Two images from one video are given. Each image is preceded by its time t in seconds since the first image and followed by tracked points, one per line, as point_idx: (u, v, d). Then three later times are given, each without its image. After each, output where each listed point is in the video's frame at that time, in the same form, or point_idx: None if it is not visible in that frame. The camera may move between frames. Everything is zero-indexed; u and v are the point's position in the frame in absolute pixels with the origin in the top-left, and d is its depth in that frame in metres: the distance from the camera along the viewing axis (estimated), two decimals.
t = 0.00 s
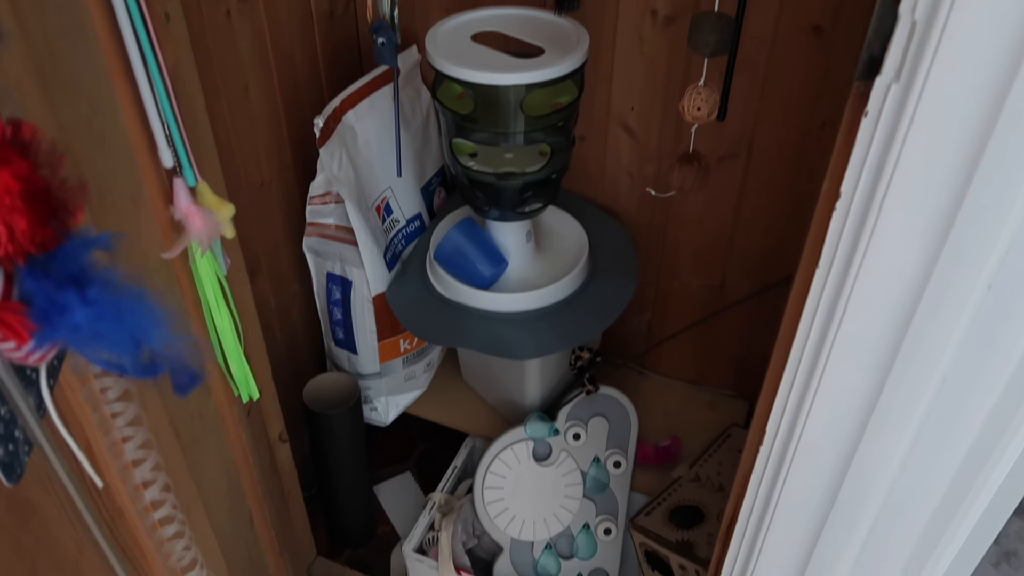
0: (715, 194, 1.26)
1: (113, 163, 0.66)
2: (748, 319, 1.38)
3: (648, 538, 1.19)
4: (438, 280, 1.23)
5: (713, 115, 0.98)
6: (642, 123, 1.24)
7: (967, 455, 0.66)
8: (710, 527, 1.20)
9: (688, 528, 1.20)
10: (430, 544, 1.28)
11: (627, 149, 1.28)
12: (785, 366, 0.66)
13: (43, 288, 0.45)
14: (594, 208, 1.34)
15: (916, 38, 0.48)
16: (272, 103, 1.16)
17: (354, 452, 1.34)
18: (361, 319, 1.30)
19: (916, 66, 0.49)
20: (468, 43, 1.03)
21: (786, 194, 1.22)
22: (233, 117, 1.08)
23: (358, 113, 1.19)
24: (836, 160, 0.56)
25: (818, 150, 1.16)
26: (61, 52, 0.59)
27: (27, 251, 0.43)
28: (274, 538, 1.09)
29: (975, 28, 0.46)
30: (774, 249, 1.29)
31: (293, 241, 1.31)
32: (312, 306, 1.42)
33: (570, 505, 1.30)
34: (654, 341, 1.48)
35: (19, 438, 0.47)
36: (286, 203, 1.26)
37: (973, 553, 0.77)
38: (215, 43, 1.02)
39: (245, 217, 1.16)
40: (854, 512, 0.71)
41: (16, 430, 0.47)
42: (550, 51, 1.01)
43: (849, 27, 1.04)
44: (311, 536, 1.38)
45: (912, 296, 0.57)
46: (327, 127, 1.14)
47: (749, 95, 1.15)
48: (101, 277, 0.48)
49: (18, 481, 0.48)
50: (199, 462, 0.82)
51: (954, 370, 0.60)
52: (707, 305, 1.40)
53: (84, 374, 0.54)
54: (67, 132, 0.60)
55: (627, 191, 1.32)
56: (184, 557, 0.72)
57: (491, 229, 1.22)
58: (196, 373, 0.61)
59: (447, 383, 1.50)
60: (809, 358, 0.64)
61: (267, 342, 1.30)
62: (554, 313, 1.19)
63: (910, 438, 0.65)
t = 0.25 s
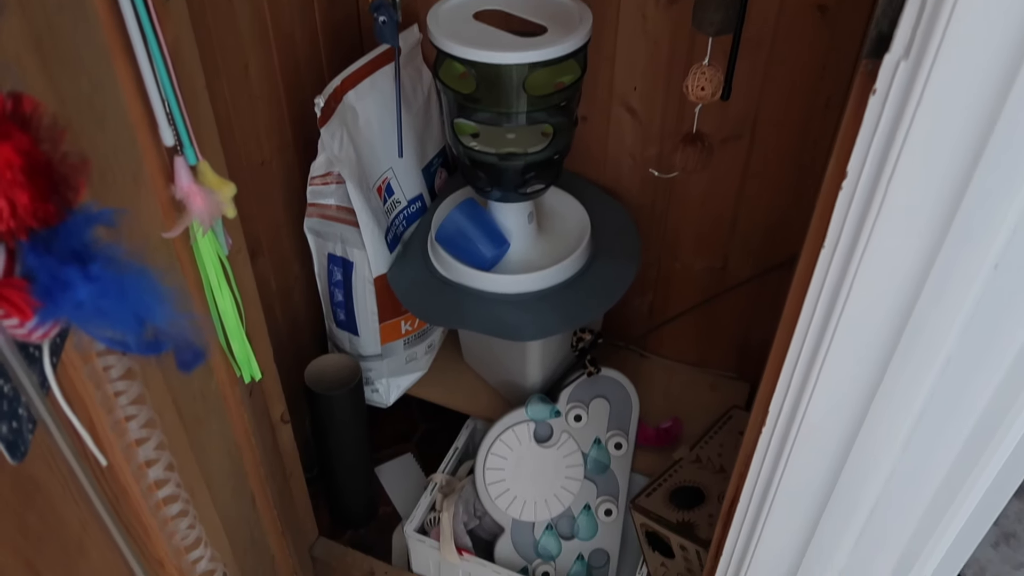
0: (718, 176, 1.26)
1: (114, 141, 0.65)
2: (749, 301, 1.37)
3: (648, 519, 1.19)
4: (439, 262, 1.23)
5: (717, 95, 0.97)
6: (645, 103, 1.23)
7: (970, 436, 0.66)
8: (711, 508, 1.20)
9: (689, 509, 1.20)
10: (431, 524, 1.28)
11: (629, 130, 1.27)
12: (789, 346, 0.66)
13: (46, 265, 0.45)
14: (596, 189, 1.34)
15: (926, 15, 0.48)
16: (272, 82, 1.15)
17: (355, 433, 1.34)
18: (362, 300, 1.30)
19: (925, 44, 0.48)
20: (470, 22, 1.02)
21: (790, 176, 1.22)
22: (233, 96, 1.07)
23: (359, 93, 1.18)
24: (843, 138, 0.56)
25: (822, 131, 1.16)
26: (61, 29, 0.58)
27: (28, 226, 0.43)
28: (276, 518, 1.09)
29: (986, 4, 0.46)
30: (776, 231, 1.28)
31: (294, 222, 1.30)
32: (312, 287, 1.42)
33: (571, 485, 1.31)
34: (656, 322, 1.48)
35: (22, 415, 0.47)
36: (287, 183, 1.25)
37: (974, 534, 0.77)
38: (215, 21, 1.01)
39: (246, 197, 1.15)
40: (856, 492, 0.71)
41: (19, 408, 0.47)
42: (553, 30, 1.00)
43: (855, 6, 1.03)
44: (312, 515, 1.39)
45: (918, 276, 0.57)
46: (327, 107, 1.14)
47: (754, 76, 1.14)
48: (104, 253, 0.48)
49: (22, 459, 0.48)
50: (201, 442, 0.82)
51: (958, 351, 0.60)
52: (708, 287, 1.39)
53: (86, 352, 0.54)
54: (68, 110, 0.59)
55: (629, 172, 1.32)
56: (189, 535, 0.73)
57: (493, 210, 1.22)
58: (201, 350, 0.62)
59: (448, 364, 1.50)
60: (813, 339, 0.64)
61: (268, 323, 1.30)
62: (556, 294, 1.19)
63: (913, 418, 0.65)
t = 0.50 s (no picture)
0: (720, 157, 1.25)
1: (113, 116, 0.64)
2: (750, 284, 1.37)
3: (648, 500, 1.19)
4: (440, 243, 1.22)
5: (720, 75, 0.97)
6: (647, 83, 1.21)
7: (973, 415, 0.66)
8: (711, 490, 1.20)
9: (688, 490, 1.21)
10: (431, 506, 1.29)
11: (630, 111, 1.26)
12: (791, 325, 0.66)
13: (44, 234, 0.44)
14: (597, 171, 1.33)
15: None
16: (272, 62, 1.14)
17: (355, 415, 1.34)
18: (362, 282, 1.29)
19: (933, 18, 0.48)
20: None
21: (792, 158, 1.21)
22: (233, 75, 1.07)
23: (359, 73, 1.17)
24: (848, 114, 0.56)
25: (825, 112, 1.15)
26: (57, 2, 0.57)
27: (25, 194, 0.43)
28: (277, 499, 1.09)
29: None
30: (778, 213, 1.28)
31: (293, 203, 1.29)
32: (312, 269, 1.41)
33: (571, 467, 1.31)
34: (656, 305, 1.47)
35: (21, 388, 0.47)
36: (286, 164, 1.24)
37: (975, 514, 0.77)
38: None
39: (246, 178, 1.14)
40: (857, 472, 0.71)
41: (18, 381, 0.46)
42: (554, 8, 0.99)
43: None
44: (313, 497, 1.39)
45: (922, 252, 0.57)
46: (327, 86, 1.13)
47: (757, 57, 1.13)
48: (102, 224, 0.47)
49: (22, 433, 0.48)
50: (202, 421, 0.81)
51: (962, 329, 0.60)
52: (709, 269, 1.39)
53: (85, 327, 0.53)
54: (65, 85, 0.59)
55: (630, 153, 1.31)
56: (189, 512, 0.72)
57: (494, 191, 1.21)
58: (200, 324, 0.61)
59: (448, 346, 1.50)
60: (816, 318, 0.63)
61: (268, 305, 1.30)
62: (557, 276, 1.18)
63: (915, 397, 0.64)
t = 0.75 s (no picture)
0: (721, 139, 1.25)
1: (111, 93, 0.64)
2: (751, 265, 1.37)
3: (647, 481, 1.20)
4: (440, 224, 1.22)
5: (722, 54, 0.96)
6: (648, 64, 1.20)
7: (972, 393, 0.66)
8: (710, 471, 1.21)
9: (688, 471, 1.21)
10: (431, 487, 1.29)
11: (632, 92, 1.25)
12: (792, 303, 0.66)
13: (39, 205, 0.44)
14: (597, 152, 1.33)
15: None
16: (270, 41, 1.14)
17: (356, 396, 1.35)
18: (362, 263, 1.29)
19: None
20: None
21: (794, 139, 1.21)
22: (231, 55, 1.06)
23: (358, 53, 1.16)
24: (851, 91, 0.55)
25: (826, 93, 1.14)
26: None
27: (21, 164, 0.43)
28: (278, 478, 1.10)
29: None
30: (779, 195, 1.28)
31: (293, 184, 1.29)
32: (312, 250, 1.41)
33: (570, 449, 1.31)
34: (656, 287, 1.47)
35: (20, 362, 0.47)
36: (286, 144, 1.24)
37: (974, 492, 0.77)
38: None
39: (245, 158, 1.14)
40: (857, 450, 0.71)
41: (16, 354, 0.46)
42: None
43: None
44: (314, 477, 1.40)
45: (923, 229, 0.56)
46: (326, 66, 1.12)
47: (759, 36, 1.12)
48: (99, 195, 0.47)
49: (21, 406, 0.48)
50: (203, 400, 0.81)
51: (963, 306, 0.60)
52: (710, 251, 1.39)
53: (84, 302, 0.53)
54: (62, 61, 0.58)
55: (631, 134, 1.30)
56: (189, 488, 0.72)
57: (494, 172, 1.21)
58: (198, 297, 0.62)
59: (449, 328, 1.50)
60: (816, 296, 0.63)
61: (268, 286, 1.30)
62: (558, 257, 1.18)
63: (915, 375, 0.65)
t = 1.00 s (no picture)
0: (723, 122, 1.24)
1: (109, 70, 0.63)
2: (752, 250, 1.37)
3: (647, 464, 1.20)
4: (440, 207, 1.22)
5: (725, 35, 0.96)
6: (650, 46, 1.19)
7: (972, 374, 0.66)
8: (710, 454, 1.21)
9: (688, 455, 1.21)
10: (431, 470, 1.30)
11: (632, 74, 1.24)
12: (792, 284, 0.66)
13: (36, 178, 0.43)
14: (598, 136, 1.32)
15: None
16: (269, 23, 1.13)
17: (356, 380, 1.35)
18: (362, 246, 1.29)
19: None
20: None
21: (795, 122, 1.20)
22: (230, 36, 1.05)
23: (358, 34, 1.15)
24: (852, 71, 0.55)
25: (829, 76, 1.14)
26: None
27: (17, 137, 0.43)
28: (278, 460, 1.10)
29: None
30: (781, 179, 1.27)
31: (293, 167, 1.29)
32: (312, 234, 1.41)
33: (570, 432, 1.31)
34: (657, 271, 1.47)
35: (19, 338, 0.47)
36: (285, 126, 1.23)
37: (973, 474, 0.78)
38: None
39: (244, 141, 1.14)
40: (856, 433, 0.71)
41: (15, 330, 0.46)
42: None
43: None
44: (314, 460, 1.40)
45: (925, 210, 0.56)
46: (326, 47, 1.11)
47: (762, 19, 1.11)
48: (95, 170, 0.47)
49: (20, 382, 0.48)
50: (204, 381, 0.81)
51: (964, 287, 0.60)
52: (710, 235, 1.38)
53: (81, 279, 0.53)
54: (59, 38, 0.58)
55: (632, 117, 1.29)
56: (189, 467, 0.72)
57: (495, 154, 1.20)
58: (196, 272, 0.61)
59: (449, 312, 1.50)
60: (817, 277, 0.63)
61: (268, 269, 1.30)
62: (558, 240, 1.18)
63: (915, 357, 0.64)
